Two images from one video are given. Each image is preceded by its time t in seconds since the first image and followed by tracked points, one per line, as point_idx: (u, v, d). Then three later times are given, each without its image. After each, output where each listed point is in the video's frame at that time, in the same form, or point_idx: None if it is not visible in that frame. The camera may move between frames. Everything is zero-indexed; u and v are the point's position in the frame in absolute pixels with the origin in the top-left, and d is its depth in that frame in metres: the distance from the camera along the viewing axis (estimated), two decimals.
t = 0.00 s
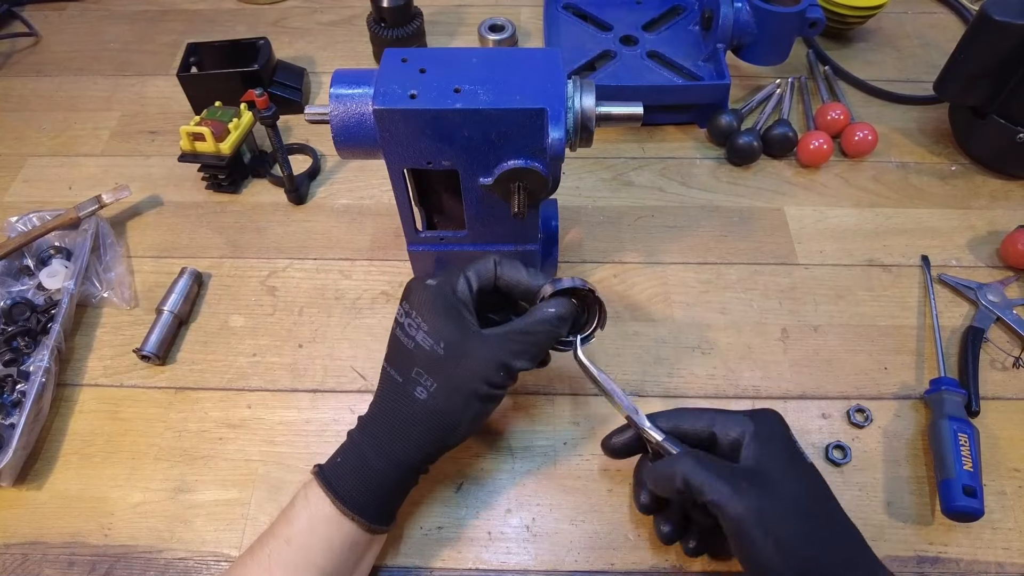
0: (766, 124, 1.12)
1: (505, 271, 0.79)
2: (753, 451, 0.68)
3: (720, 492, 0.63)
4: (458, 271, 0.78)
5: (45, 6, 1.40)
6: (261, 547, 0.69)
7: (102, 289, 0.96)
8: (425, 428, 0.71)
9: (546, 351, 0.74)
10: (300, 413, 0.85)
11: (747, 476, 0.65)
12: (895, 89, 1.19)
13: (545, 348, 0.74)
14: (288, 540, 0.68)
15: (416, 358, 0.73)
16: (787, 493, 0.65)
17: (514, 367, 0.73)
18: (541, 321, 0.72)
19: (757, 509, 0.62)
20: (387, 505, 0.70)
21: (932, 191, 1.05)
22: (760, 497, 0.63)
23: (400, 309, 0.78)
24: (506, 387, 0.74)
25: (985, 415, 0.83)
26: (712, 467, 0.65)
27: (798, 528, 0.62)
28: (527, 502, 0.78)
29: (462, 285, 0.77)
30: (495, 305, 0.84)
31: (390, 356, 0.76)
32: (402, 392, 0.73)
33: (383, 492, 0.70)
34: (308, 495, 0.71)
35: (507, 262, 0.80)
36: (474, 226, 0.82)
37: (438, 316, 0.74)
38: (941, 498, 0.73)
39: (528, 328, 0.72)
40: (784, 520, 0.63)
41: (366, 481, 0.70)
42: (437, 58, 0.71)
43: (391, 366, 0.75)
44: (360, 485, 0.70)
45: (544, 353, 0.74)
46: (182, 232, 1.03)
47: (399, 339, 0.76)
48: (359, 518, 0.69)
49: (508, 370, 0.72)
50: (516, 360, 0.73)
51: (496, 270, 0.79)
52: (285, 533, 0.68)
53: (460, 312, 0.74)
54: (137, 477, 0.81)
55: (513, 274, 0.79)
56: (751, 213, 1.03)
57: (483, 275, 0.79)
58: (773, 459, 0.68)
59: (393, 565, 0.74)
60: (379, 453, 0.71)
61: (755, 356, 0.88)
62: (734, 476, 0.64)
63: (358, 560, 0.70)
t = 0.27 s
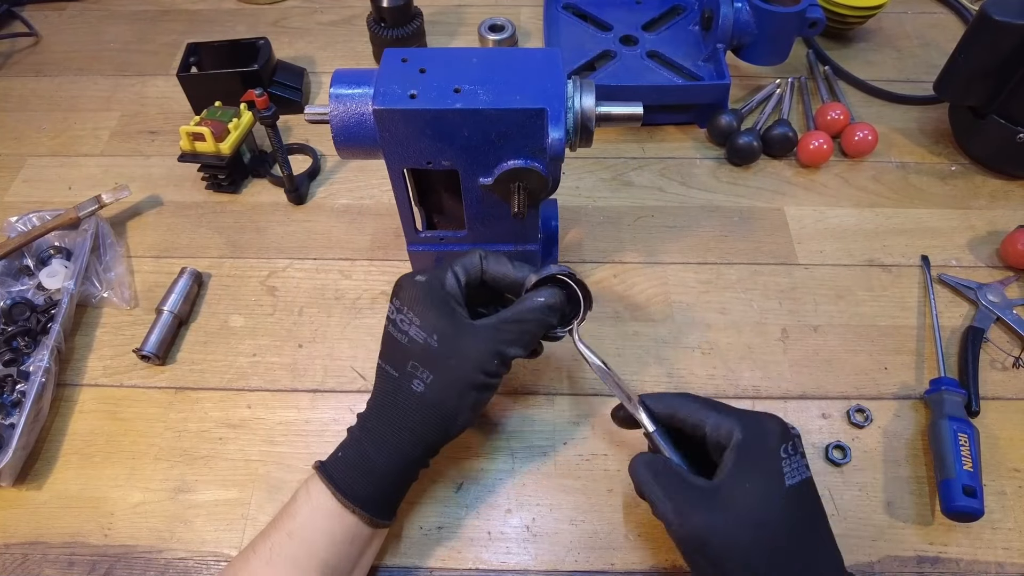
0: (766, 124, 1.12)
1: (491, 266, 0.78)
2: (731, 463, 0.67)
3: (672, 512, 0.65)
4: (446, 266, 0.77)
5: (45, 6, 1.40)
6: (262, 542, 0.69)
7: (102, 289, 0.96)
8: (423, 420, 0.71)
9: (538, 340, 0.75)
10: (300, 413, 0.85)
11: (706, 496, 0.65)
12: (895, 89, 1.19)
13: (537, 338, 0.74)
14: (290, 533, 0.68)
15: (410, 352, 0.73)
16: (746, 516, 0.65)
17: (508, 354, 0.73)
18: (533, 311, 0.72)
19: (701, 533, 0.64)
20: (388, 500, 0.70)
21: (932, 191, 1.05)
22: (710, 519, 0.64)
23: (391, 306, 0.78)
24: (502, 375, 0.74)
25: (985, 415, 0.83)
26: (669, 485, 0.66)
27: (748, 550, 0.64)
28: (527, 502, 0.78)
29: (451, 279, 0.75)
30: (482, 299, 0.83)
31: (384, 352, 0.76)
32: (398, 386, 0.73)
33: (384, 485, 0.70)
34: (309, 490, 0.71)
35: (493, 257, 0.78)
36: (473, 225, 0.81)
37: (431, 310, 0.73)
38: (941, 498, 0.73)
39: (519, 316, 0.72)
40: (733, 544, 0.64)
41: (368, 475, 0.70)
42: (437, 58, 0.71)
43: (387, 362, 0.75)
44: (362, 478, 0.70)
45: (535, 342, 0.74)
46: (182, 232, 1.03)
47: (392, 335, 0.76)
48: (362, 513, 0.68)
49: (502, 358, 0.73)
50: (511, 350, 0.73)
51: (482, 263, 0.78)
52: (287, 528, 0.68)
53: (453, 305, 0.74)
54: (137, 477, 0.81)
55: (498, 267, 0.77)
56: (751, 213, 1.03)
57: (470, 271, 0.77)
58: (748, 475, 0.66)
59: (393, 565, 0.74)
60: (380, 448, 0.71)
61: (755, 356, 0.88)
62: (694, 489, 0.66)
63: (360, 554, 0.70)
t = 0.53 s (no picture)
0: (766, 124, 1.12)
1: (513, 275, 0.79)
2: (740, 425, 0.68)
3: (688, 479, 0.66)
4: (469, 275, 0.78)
5: (45, 6, 1.40)
6: (270, 544, 0.69)
7: (102, 289, 0.95)
8: (441, 430, 0.72)
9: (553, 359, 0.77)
10: (300, 413, 0.85)
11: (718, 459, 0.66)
12: (895, 89, 1.19)
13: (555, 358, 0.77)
14: (299, 538, 0.68)
15: (431, 360, 0.74)
16: (763, 476, 0.64)
17: (525, 370, 0.75)
18: (557, 329, 0.74)
19: (719, 500, 0.64)
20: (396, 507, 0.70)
21: (932, 191, 1.05)
22: (726, 481, 0.64)
23: (408, 311, 0.78)
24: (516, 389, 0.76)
25: (985, 415, 0.83)
26: (682, 454, 0.67)
27: (765, 512, 0.63)
28: (527, 502, 0.78)
29: (473, 290, 0.77)
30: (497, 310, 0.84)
31: (400, 356, 0.76)
32: (416, 393, 0.73)
33: (394, 494, 0.70)
34: (319, 495, 0.70)
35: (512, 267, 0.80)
36: (473, 225, 0.81)
37: (454, 319, 0.74)
38: (941, 498, 0.73)
39: (540, 335, 0.74)
40: (754, 503, 0.64)
41: (379, 485, 0.70)
42: (437, 58, 0.71)
43: (404, 366, 0.75)
44: (373, 485, 0.69)
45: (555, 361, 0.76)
46: (182, 232, 1.03)
47: (411, 339, 0.76)
48: (372, 520, 0.68)
49: (520, 373, 0.74)
50: (529, 366, 0.74)
51: (505, 271, 0.79)
52: (296, 532, 0.68)
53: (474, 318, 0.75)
54: (137, 477, 0.81)
55: (521, 280, 0.79)
56: (751, 213, 1.03)
57: (491, 283, 0.79)
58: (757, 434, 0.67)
59: (393, 565, 0.74)
60: (393, 453, 0.71)
61: (755, 356, 0.88)
62: (705, 457, 0.66)
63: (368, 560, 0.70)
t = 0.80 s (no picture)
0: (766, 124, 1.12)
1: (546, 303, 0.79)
2: (796, 348, 0.68)
3: (771, 413, 0.65)
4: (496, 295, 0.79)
5: (45, 6, 1.40)
6: (269, 541, 0.68)
7: (102, 289, 0.96)
8: (441, 433, 0.72)
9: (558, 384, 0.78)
10: (300, 413, 0.85)
11: (795, 386, 0.66)
12: (895, 89, 1.19)
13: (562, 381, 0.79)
14: (298, 534, 0.67)
15: (441, 361, 0.74)
16: (833, 394, 0.64)
17: (532, 388, 0.75)
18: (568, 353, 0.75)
19: (803, 428, 0.64)
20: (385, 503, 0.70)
21: (932, 191, 1.05)
22: (805, 407, 0.64)
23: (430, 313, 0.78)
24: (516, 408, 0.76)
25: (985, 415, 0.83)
26: (748, 410, 0.67)
27: (856, 425, 0.63)
28: (527, 502, 0.78)
29: (497, 310, 0.77)
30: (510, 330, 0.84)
31: (415, 354, 0.76)
32: (421, 391, 0.73)
33: (381, 488, 0.70)
34: (315, 490, 0.70)
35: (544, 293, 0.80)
36: (473, 225, 0.81)
37: (469, 326, 0.74)
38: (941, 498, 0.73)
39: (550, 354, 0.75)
40: (842, 422, 0.63)
41: (372, 480, 0.70)
42: (437, 58, 0.71)
43: (415, 364, 0.75)
44: (367, 478, 0.70)
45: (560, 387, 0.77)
46: (182, 232, 1.03)
47: (424, 337, 0.76)
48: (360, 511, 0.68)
49: (525, 391, 0.75)
50: (535, 386, 0.75)
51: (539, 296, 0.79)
52: (294, 528, 0.68)
53: (485, 324, 0.75)
54: (137, 477, 0.81)
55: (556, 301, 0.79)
56: (751, 213, 1.03)
57: (522, 305, 0.78)
58: (822, 345, 0.67)
59: (394, 565, 0.74)
60: (388, 447, 0.71)
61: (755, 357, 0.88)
62: (773, 391, 0.66)
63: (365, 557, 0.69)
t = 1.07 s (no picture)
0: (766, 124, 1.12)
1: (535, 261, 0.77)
2: (768, 404, 0.70)
3: (727, 439, 0.66)
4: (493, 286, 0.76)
5: (45, 6, 1.40)
6: (286, 541, 0.68)
7: (102, 289, 0.96)
8: (461, 451, 0.72)
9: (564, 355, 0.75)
10: (300, 413, 0.85)
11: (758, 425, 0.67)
12: (895, 88, 1.19)
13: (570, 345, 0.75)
14: (321, 534, 0.68)
15: (450, 381, 0.74)
16: (795, 443, 0.67)
17: (542, 380, 0.74)
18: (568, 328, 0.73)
19: (758, 453, 0.65)
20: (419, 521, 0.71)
21: (932, 191, 1.05)
22: (765, 441, 0.66)
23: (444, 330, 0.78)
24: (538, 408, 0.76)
25: (985, 415, 0.83)
26: (720, 416, 0.67)
27: (797, 478, 0.65)
28: (527, 502, 0.78)
29: (501, 300, 0.75)
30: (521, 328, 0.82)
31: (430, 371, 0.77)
32: (438, 413, 0.74)
33: (420, 511, 0.71)
34: (345, 495, 0.71)
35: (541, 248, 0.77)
36: (473, 225, 0.81)
37: (473, 338, 0.74)
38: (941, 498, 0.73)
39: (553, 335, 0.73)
40: (786, 471, 0.65)
41: (407, 501, 0.70)
42: (437, 58, 0.71)
43: (429, 386, 0.76)
44: (395, 490, 0.70)
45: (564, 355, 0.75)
46: (182, 232, 1.03)
47: (437, 361, 0.76)
48: (395, 528, 0.68)
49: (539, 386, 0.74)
50: (545, 372, 0.74)
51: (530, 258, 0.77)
52: (316, 529, 0.68)
53: (492, 335, 0.74)
54: (137, 477, 0.81)
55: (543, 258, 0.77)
56: (751, 213, 1.03)
57: (515, 279, 0.76)
58: (786, 410, 0.70)
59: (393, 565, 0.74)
60: (418, 466, 0.72)
61: (755, 357, 0.88)
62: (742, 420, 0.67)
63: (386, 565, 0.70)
